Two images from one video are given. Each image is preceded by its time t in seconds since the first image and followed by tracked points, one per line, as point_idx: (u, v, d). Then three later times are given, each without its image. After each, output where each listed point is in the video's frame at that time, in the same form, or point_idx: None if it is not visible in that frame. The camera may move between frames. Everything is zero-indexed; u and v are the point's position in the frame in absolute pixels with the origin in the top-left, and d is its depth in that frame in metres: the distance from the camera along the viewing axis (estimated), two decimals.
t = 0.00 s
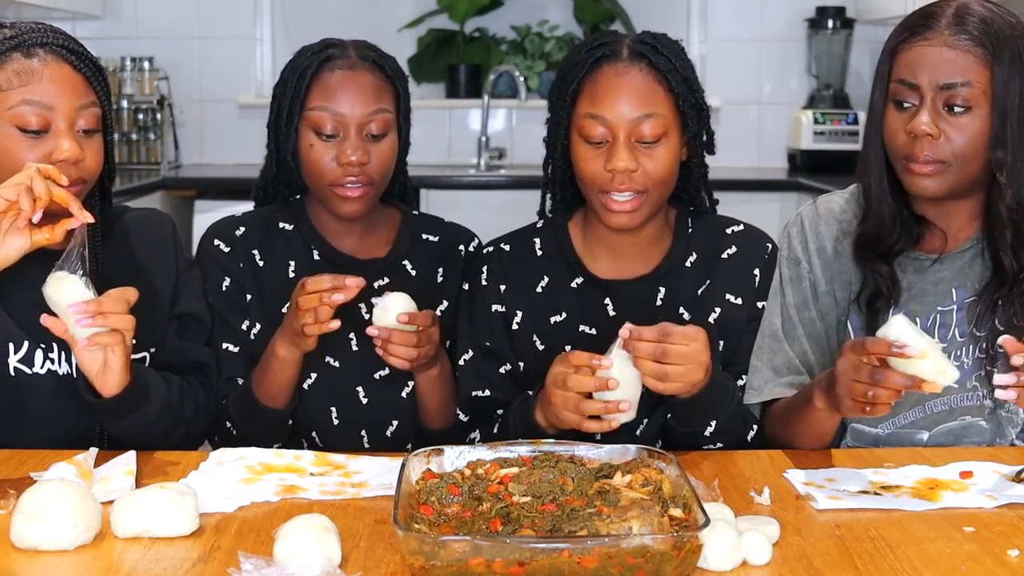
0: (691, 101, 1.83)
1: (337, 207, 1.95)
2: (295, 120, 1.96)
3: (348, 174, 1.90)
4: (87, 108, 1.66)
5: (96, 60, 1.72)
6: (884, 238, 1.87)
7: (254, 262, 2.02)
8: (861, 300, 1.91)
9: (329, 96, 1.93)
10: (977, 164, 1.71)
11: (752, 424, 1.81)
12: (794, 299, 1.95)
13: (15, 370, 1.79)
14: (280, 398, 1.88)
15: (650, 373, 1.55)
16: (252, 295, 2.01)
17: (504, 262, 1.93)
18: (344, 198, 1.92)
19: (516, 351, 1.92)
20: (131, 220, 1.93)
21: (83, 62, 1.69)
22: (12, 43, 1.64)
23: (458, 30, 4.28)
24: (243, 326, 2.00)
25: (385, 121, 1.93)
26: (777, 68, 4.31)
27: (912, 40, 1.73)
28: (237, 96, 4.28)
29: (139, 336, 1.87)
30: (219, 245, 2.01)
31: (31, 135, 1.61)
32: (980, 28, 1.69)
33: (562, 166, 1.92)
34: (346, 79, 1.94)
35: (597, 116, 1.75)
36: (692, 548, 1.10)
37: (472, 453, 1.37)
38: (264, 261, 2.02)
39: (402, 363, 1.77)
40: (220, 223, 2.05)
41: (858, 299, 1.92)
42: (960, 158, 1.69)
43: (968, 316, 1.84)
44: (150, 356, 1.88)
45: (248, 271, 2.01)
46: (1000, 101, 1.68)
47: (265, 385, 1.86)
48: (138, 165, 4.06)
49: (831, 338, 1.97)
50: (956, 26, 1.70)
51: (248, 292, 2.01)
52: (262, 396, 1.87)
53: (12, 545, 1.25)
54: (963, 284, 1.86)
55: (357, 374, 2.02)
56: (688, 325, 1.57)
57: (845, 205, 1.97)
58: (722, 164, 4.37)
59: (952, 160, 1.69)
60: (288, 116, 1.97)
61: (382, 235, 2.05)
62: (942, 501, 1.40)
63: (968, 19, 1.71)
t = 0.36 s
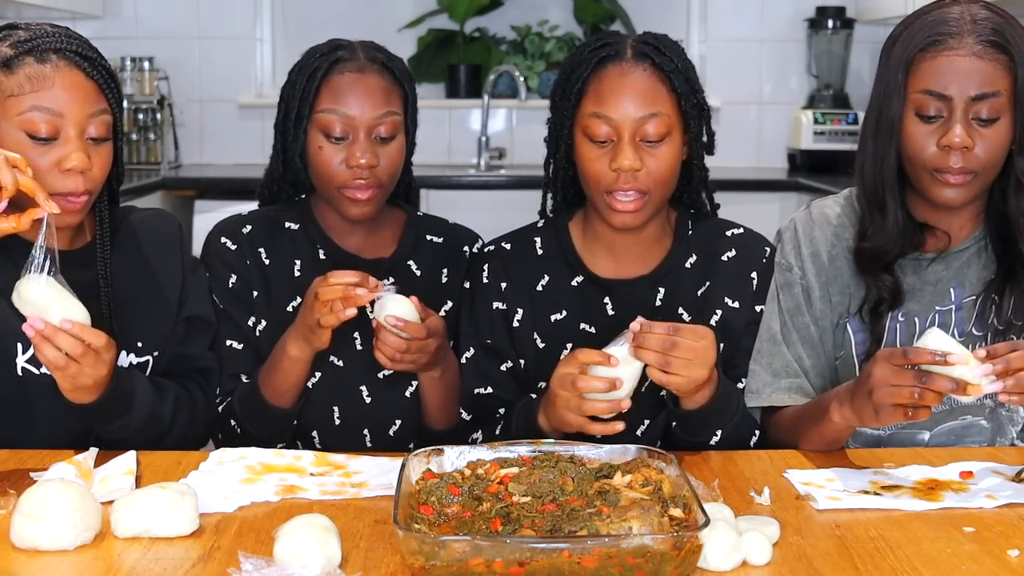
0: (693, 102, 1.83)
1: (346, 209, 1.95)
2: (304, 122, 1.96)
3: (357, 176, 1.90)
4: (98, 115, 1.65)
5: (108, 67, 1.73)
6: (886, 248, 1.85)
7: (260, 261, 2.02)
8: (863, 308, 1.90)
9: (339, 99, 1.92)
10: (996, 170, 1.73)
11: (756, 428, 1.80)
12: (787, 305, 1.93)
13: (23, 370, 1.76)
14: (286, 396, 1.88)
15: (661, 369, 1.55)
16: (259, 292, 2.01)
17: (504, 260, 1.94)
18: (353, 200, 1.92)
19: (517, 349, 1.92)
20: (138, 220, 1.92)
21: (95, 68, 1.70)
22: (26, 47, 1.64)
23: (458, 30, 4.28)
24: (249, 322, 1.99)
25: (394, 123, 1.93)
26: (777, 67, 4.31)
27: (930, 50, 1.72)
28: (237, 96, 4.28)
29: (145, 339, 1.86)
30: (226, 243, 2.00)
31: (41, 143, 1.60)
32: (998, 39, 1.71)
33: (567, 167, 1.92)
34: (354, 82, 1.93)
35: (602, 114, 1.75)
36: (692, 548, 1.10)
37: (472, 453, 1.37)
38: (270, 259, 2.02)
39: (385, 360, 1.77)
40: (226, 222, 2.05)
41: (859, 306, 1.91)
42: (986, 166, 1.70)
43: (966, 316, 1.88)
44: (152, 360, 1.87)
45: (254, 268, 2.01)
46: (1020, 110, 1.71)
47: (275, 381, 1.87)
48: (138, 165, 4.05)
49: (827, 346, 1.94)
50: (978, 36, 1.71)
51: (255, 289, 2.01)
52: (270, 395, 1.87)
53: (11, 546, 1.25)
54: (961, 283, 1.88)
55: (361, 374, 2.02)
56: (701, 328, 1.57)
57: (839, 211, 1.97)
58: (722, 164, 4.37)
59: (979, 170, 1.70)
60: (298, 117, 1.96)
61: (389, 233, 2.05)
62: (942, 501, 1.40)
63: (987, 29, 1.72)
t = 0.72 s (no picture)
0: (693, 100, 1.83)
1: (349, 211, 1.95)
2: (307, 123, 1.96)
3: (360, 177, 1.90)
4: (103, 118, 1.65)
5: (113, 69, 1.72)
6: (887, 251, 1.84)
7: (262, 261, 2.02)
8: (863, 311, 1.89)
9: (342, 101, 1.92)
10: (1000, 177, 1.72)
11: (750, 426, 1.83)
12: (782, 305, 1.93)
13: (26, 371, 1.76)
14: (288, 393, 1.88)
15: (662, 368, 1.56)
16: (260, 292, 2.01)
17: (506, 257, 1.93)
18: (356, 201, 1.92)
19: (518, 346, 1.92)
20: (143, 221, 1.92)
21: (101, 69, 1.69)
22: (32, 48, 1.65)
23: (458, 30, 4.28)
24: (251, 321, 1.99)
25: (397, 124, 1.93)
26: (778, 67, 4.31)
27: (937, 56, 1.71)
28: (237, 96, 4.28)
29: (149, 342, 1.86)
30: (229, 242, 2.01)
31: (45, 145, 1.60)
32: (1004, 46, 1.70)
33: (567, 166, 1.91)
34: (356, 83, 1.93)
35: (602, 113, 1.75)
36: (692, 548, 1.10)
37: (472, 453, 1.37)
38: (272, 259, 2.02)
39: (400, 359, 1.77)
40: (229, 222, 2.06)
41: (858, 308, 1.90)
42: (989, 175, 1.68)
43: (965, 317, 1.88)
44: (157, 361, 1.87)
45: (256, 267, 2.01)
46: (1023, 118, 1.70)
47: (272, 377, 1.87)
48: (138, 165, 4.05)
49: (824, 346, 1.93)
50: (984, 42, 1.70)
51: (257, 288, 2.01)
52: (269, 391, 1.88)
53: (12, 546, 1.25)
54: (960, 284, 1.88)
55: (363, 373, 2.02)
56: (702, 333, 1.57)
57: (838, 212, 1.95)
58: (722, 164, 4.37)
59: (984, 178, 1.68)
60: (301, 118, 1.96)
61: (389, 233, 2.05)
62: (942, 501, 1.40)
63: (993, 35, 1.71)
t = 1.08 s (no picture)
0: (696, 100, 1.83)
1: (350, 211, 1.95)
2: (308, 123, 1.96)
3: (361, 177, 1.90)
4: (102, 115, 1.65)
5: (112, 67, 1.72)
6: (890, 254, 1.84)
7: (264, 259, 2.01)
8: (863, 313, 1.89)
9: (343, 102, 1.92)
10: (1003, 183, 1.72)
11: (740, 424, 1.83)
12: (783, 308, 1.93)
13: (26, 371, 1.76)
14: (298, 390, 1.88)
15: (661, 369, 1.56)
16: (263, 288, 2.00)
17: (506, 252, 1.93)
18: (357, 202, 1.92)
19: (520, 340, 1.92)
20: (143, 220, 1.92)
21: (100, 67, 1.69)
22: (29, 46, 1.64)
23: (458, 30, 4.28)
24: (254, 318, 1.99)
25: (398, 125, 1.93)
26: (778, 67, 4.31)
27: (941, 60, 1.70)
28: (237, 96, 4.28)
29: (149, 343, 1.86)
30: (230, 241, 2.01)
31: (43, 143, 1.60)
32: (1008, 51, 1.70)
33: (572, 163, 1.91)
34: (357, 84, 1.93)
35: (628, 102, 1.75)
36: (692, 548, 1.10)
37: (472, 453, 1.37)
38: (274, 257, 2.02)
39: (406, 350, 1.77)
40: (230, 221, 2.06)
41: (859, 311, 1.89)
42: (992, 182, 1.68)
43: (965, 319, 1.88)
44: (156, 362, 1.87)
45: (258, 266, 2.01)
46: None
47: (283, 374, 1.86)
48: (138, 165, 4.05)
49: (825, 349, 1.93)
50: (989, 47, 1.70)
51: (259, 286, 2.00)
52: (280, 385, 1.87)
53: (12, 546, 1.25)
54: (961, 287, 1.88)
55: (364, 373, 2.02)
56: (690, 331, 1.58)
57: (839, 213, 1.95)
58: (722, 163, 4.37)
59: (987, 184, 1.68)
60: (302, 119, 1.96)
61: (390, 233, 2.05)
62: (942, 501, 1.40)
63: (997, 40, 1.71)
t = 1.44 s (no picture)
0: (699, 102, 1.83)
1: (348, 214, 1.95)
2: (307, 125, 1.96)
3: (359, 180, 1.90)
4: (94, 107, 1.65)
5: (106, 64, 1.72)
6: (888, 257, 1.84)
7: (264, 261, 2.01)
8: (863, 316, 1.89)
9: (342, 104, 1.92)
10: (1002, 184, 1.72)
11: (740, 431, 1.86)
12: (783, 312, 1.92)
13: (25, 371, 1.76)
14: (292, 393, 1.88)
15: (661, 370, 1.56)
16: (263, 291, 1.99)
17: (496, 259, 1.93)
18: (354, 204, 1.92)
19: (515, 346, 1.91)
20: (142, 221, 1.92)
21: (94, 64, 1.68)
22: (22, 42, 1.64)
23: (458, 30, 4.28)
24: (254, 320, 1.97)
25: (397, 128, 1.93)
26: (778, 67, 4.31)
27: (938, 63, 1.70)
28: (238, 96, 4.28)
29: (148, 342, 1.86)
30: (230, 242, 2.00)
31: (37, 137, 1.60)
32: (1005, 53, 1.69)
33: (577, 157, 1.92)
34: (357, 86, 1.93)
35: (645, 92, 1.76)
36: (692, 548, 1.10)
37: (472, 453, 1.37)
38: (274, 258, 2.01)
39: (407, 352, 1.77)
40: (230, 222, 2.05)
41: (859, 314, 1.90)
42: (991, 183, 1.68)
43: (965, 320, 1.88)
44: (157, 361, 1.87)
45: (258, 267, 2.00)
46: None
47: (277, 378, 1.86)
48: (138, 165, 4.05)
49: (824, 351, 1.93)
50: (986, 49, 1.70)
51: (259, 289, 1.99)
52: (272, 388, 1.87)
53: (12, 546, 1.25)
54: (961, 288, 1.88)
55: (364, 375, 2.01)
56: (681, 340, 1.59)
57: (837, 215, 1.94)
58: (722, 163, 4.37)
59: (986, 186, 1.68)
60: (301, 121, 1.96)
61: (389, 235, 2.05)
62: (942, 501, 1.40)
63: (995, 42, 1.70)
